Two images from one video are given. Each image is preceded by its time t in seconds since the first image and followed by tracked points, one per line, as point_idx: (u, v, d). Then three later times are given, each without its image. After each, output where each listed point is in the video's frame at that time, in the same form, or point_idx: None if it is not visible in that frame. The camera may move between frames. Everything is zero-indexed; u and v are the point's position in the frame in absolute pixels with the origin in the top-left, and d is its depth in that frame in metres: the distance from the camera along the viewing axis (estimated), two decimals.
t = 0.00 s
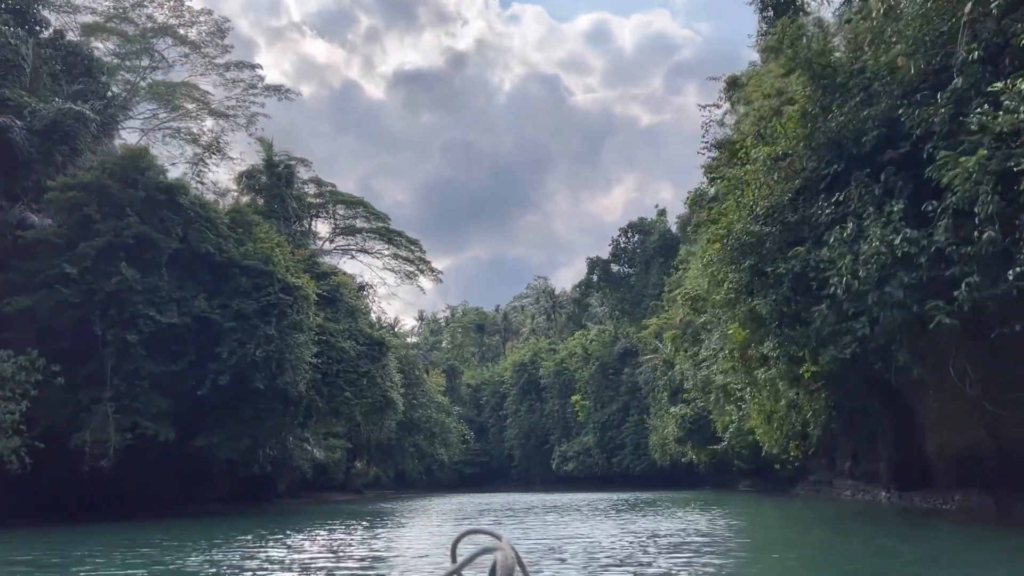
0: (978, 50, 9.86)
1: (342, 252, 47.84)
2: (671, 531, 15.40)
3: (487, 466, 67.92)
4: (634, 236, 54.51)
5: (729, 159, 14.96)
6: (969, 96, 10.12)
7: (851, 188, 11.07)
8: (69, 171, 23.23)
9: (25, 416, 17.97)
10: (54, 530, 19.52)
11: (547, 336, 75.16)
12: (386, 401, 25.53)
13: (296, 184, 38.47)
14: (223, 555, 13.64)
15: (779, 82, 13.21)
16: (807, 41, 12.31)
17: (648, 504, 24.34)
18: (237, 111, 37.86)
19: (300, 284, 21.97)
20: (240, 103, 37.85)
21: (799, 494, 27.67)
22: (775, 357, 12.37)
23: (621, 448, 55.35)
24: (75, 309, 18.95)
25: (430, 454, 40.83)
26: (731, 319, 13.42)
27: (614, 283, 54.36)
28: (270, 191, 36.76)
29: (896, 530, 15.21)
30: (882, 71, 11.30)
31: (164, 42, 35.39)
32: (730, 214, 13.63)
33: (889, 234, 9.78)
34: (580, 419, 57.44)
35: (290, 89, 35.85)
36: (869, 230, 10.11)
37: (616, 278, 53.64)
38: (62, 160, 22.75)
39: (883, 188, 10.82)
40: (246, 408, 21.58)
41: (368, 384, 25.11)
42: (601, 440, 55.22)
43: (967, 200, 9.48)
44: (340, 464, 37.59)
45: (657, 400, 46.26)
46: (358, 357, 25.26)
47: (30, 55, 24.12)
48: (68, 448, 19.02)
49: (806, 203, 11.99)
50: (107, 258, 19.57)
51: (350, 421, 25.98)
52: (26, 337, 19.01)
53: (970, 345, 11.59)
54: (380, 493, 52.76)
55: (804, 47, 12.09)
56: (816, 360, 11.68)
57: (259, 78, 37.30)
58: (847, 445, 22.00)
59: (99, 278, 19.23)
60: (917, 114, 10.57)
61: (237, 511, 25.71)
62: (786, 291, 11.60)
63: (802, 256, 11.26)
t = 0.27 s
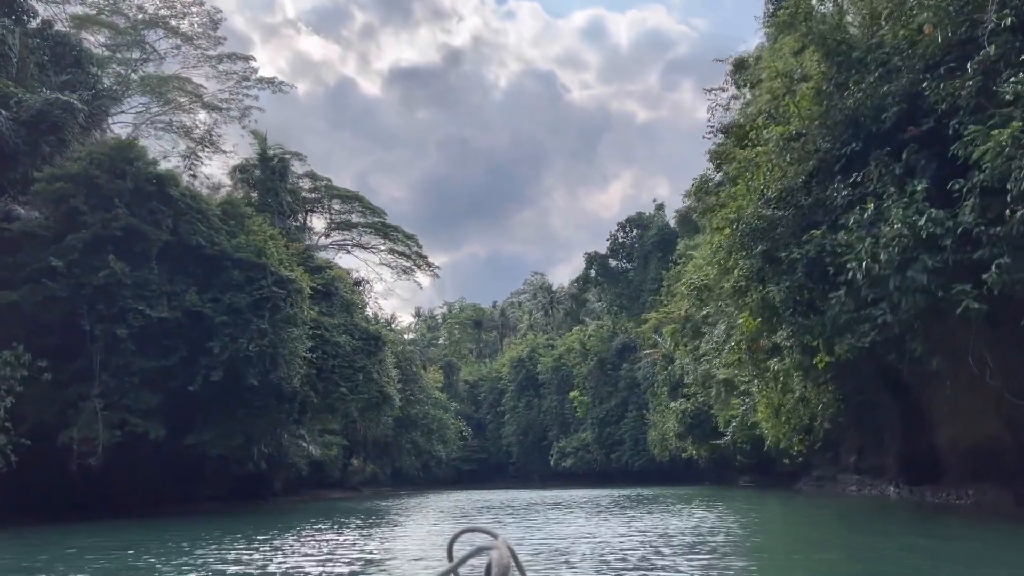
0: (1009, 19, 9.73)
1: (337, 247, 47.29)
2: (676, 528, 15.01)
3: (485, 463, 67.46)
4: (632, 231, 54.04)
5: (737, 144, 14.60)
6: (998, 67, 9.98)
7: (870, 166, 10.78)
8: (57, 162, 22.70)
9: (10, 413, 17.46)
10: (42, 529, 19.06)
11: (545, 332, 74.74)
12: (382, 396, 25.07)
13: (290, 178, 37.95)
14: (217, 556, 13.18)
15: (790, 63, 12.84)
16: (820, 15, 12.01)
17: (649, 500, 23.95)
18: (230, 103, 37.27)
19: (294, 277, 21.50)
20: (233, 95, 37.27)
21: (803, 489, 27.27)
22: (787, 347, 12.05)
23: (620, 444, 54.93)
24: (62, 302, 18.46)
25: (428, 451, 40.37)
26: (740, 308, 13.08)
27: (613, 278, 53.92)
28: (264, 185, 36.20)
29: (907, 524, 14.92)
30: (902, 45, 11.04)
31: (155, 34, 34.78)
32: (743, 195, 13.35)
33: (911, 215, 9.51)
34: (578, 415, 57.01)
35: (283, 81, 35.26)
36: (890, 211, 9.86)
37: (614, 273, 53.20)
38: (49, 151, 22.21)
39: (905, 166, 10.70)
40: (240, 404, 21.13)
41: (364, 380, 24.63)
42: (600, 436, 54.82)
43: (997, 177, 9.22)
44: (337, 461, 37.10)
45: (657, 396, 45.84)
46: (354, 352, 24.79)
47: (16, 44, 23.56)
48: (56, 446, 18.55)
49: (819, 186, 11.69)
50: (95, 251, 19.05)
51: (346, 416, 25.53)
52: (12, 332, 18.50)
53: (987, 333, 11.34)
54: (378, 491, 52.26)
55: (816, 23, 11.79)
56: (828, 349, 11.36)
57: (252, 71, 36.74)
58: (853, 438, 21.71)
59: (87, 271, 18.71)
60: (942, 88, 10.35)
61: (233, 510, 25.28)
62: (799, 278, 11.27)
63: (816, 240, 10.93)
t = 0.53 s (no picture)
0: None
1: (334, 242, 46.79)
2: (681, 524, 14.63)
3: (484, 459, 67.03)
4: (632, 225, 53.57)
5: (752, 129, 14.24)
6: None
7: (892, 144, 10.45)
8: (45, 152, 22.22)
9: None
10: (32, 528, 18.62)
11: (544, 328, 74.31)
12: (380, 392, 24.45)
13: (286, 171, 37.45)
14: (210, 556, 12.72)
15: (805, 40, 12.46)
16: None
17: (653, 496, 23.55)
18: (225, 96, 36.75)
19: (289, 270, 21.04)
20: (227, 88, 36.74)
21: (807, 484, 26.88)
22: (801, 336, 11.73)
23: (620, 440, 54.52)
24: (50, 296, 17.95)
25: (426, 448, 39.95)
26: (752, 295, 12.75)
27: (612, 273, 53.47)
28: (259, 178, 35.69)
29: (922, 517, 14.62)
30: (926, 15, 10.66)
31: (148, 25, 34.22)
32: (755, 178, 13.00)
33: (938, 195, 9.20)
34: (578, 410, 56.59)
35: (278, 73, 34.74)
36: (916, 191, 9.56)
37: (614, 268, 52.77)
38: (37, 141, 21.73)
39: (930, 143, 10.35)
40: (234, 399, 20.68)
41: (361, 374, 24.19)
42: (600, 432, 54.42)
43: None
44: (334, 459, 36.64)
45: (657, 391, 45.44)
46: (351, 347, 24.32)
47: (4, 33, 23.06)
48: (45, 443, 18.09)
49: (836, 167, 11.35)
50: (85, 243, 18.57)
51: (343, 412, 25.09)
52: None
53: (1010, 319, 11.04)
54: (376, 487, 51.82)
55: None
56: (843, 338, 11.04)
57: (247, 63, 36.22)
58: (860, 431, 21.44)
59: (76, 264, 18.23)
60: (971, 59, 9.95)
61: (229, 508, 24.87)
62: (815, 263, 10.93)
63: (835, 223, 10.60)
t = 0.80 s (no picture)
0: None
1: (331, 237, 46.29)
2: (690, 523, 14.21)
3: (484, 456, 66.58)
4: (632, 220, 53.02)
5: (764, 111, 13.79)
6: None
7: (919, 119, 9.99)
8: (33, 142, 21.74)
9: None
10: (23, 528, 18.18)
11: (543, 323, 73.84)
12: (378, 388, 23.91)
13: (282, 165, 36.94)
14: (201, 557, 12.24)
15: (821, 13, 11.98)
16: None
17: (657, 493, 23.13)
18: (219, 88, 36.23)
19: (284, 262, 20.57)
20: (222, 80, 36.23)
21: (813, 479, 26.47)
22: (817, 324, 11.35)
23: (620, 436, 54.09)
24: (39, 291, 17.43)
25: (425, 444, 39.49)
26: (766, 283, 12.33)
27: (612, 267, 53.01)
28: (255, 171, 35.18)
29: (939, 513, 14.22)
30: None
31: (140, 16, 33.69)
32: (768, 159, 12.55)
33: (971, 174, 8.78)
34: (578, 406, 56.15)
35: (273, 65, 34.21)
36: (946, 169, 9.11)
37: (613, 262, 52.25)
38: (25, 131, 21.26)
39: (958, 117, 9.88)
40: (229, 395, 20.22)
41: (359, 370, 23.71)
42: (600, 428, 54.00)
43: None
44: (332, 455, 36.18)
45: (658, 386, 44.99)
46: (348, 341, 23.84)
47: None
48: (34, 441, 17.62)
49: (853, 147, 10.90)
50: (74, 236, 18.08)
51: (341, 408, 24.63)
52: None
53: None
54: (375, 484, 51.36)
55: None
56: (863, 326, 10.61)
57: (242, 54, 35.69)
58: (869, 424, 21.06)
59: (65, 257, 17.74)
60: (1003, 27, 9.45)
61: (225, 506, 24.44)
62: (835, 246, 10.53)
63: (856, 205, 10.18)
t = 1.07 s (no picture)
0: None
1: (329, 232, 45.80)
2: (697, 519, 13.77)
3: (484, 453, 66.11)
4: (632, 215, 52.47)
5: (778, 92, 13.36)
6: None
7: (950, 93, 9.70)
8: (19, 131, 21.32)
9: None
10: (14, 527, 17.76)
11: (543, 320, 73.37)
12: (376, 382, 23.90)
13: (278, 159, 36.45)
14: (195, 559, 11.77)
15: None
16: None
17: (660, 489, 22.71)
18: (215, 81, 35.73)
19: (279, 255, 20.10)
20: (218, 73, 35.72)
21: (819, 475, 26.06)
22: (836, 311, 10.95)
23: (621, 432, 53.66)
24: (27, 284, 16.97)
25: (425, 441, 39.04)
26: (780, 270, 11.94)
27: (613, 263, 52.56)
28: (251, 165, 34.69)
29: (958, 507, 13.82)
30: None
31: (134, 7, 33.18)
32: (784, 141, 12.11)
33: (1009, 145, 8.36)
34: (578, 402, 55.69)
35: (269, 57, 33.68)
36: (982, 142, 8.69)
37: (613, 258, 51.76)
38: (12, 120, 20.83)
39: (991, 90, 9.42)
40: (224, 392, 19.78)
41: (357, 365, 23.28)
42: (601, 424, 53.54)
43: None
44: (330, 453, 35.73)
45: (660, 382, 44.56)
46: (346, 336, 23.41)
47: None
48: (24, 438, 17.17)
49: (876, 126, 10.64)
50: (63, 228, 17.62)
51: (339, 404, 24.19)
52: None
53: None
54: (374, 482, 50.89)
55: None
56: (884, 312, 10.28)
57: (237, 47, 35.19)
58: (879, 418, 20.68)
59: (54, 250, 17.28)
60: None
61: (221, 504, 24.02)
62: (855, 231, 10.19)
63: (881, 184, 9.77)
